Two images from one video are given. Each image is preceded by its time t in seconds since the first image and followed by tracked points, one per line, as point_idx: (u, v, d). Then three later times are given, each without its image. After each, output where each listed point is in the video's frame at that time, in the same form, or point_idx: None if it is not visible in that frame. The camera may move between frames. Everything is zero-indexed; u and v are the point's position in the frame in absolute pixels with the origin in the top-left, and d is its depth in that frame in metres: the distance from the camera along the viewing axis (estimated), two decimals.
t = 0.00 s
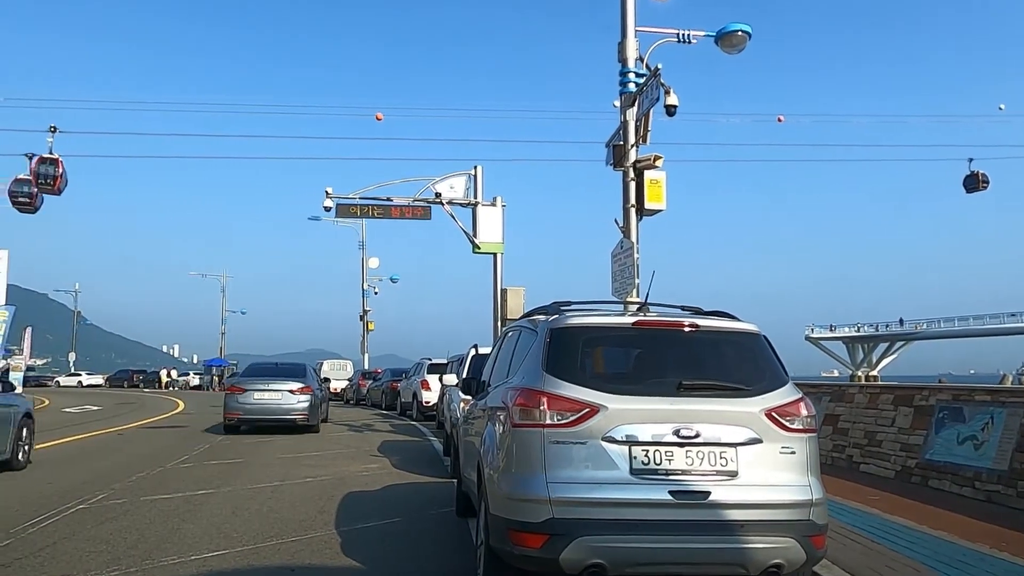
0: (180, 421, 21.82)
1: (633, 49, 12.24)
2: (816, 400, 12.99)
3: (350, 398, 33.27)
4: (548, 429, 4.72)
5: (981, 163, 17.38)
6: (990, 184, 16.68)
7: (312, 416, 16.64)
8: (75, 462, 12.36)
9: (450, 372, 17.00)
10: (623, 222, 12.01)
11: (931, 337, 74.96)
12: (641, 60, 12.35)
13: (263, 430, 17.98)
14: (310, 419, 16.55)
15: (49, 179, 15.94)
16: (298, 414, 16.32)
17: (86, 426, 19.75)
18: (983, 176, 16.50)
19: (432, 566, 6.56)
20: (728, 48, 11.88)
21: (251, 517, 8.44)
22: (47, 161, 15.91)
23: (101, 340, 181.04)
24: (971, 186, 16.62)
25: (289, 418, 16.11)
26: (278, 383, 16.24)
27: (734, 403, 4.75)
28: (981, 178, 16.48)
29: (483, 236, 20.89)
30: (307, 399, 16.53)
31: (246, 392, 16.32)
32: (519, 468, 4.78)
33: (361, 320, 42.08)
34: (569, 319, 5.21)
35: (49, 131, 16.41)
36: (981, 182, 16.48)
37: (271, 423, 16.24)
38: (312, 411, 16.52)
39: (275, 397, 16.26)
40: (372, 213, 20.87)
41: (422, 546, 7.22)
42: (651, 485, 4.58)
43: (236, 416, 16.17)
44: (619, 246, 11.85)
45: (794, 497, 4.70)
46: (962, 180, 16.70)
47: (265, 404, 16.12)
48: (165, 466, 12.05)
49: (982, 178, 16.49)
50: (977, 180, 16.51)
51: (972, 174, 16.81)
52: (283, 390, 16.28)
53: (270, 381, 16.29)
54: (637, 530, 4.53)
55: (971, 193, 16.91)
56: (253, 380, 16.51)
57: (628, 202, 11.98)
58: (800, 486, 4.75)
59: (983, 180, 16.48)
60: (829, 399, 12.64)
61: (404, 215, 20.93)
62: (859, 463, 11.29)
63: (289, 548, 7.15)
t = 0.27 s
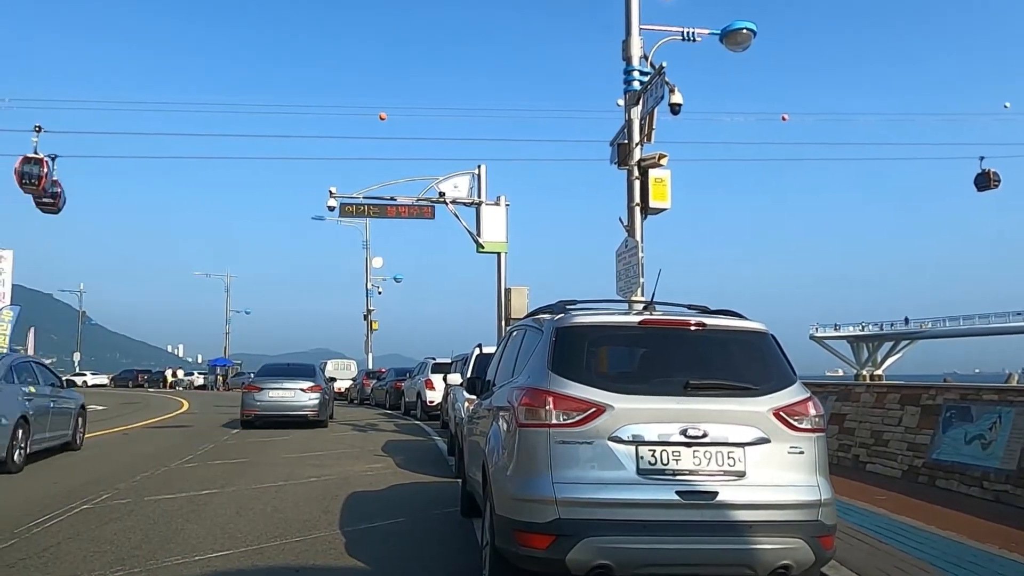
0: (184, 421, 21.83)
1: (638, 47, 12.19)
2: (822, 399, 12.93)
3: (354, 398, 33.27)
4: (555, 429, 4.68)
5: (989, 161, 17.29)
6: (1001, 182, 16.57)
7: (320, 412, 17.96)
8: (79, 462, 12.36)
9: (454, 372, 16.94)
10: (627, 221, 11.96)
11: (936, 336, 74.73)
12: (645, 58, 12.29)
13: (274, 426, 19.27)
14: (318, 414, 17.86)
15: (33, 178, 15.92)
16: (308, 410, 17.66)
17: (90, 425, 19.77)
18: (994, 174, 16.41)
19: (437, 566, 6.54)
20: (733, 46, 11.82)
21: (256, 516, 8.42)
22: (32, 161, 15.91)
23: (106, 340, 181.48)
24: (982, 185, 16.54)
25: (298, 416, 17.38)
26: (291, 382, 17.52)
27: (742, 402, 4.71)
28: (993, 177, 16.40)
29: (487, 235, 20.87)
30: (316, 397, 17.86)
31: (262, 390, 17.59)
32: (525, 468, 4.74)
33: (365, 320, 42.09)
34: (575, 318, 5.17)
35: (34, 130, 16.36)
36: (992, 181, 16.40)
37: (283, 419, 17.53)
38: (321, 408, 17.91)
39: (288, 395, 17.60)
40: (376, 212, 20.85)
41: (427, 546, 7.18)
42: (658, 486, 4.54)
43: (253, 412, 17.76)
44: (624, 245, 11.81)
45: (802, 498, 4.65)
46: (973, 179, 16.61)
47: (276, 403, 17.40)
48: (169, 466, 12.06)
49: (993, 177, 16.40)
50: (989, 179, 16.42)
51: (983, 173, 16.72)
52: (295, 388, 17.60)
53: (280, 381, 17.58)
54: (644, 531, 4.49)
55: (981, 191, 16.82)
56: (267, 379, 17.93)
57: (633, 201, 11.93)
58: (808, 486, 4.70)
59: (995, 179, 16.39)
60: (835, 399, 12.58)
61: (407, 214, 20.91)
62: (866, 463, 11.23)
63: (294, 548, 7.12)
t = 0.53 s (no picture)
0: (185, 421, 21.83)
1: (639, 46, 12.16)
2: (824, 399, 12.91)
3: (356, 397, 33.28)
4: (557, 429, 4.67)
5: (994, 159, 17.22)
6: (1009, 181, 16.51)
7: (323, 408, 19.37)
8: (80, 462, 12.35)
9: (456, 372, 16.93)
10: (629, 221, 11.93)
11: (938, 335, 74.62)
12: (647, 57, 12.27)
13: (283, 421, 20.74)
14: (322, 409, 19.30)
15: (17, 178, 15.92)
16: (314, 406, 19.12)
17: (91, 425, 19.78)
18: (1002, 173, 16.37)
19: (438, 565, 6.53)
20: (734, 44, 11.79)
21: (258, 516, 8.41)
22: (16, 161, 15.91)
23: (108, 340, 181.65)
24: (989, 184, 16.50)
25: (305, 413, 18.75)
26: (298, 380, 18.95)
27: (745, 402, 4.69)
28: (1000, 176, 16.36)
29: (489, 235, 20.86)
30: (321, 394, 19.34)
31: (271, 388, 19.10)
32: (528, 468, 4.72)
33: (367, 319, 42.09)
34: (578, 317, 5.15)
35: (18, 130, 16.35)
36: (1000, 180, 16.37)
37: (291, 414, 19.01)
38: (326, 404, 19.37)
39: (296, 392, 19.11)
40: (378, 212, 20.84)
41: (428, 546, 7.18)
42: (661, 486, 4.52)
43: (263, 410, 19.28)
44: (626, 245, 11.79)
45: (806, 498, 4.63)
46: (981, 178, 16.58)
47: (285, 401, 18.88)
48: (171, 466, 12.06)
49: (1000, 176, 16.37)
50: (996, 178, 16.39)
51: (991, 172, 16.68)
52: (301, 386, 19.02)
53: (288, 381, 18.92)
54: (647, 531, 4.47)
55: (989, 190, 16.79)
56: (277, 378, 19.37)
57: (635, 201, 11.91)
58: (812, 486, 4.68)
59: (1003, 177, 16.35)
60: (838, 398, 12.55)
61: (409, 214, 20.89)
62: (869, 462, 11.20)
63: (296, 548, 7.12)
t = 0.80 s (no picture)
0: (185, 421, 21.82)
1: (640, 46, 12.15)
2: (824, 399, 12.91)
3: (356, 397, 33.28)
4: (558, 429, 4.66)
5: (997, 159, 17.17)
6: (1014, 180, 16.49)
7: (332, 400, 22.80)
8: (81, 462, 12.35)
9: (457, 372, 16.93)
10: (630, 220, 11.93)
11: (939, 335, 74.59)
12: (647, 57, 12.26)
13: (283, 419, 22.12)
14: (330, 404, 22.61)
15: None
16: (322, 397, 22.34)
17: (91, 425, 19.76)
18: (1008, 173, 16.37)
19: (438, 566, 6.53)
20: (734, 44, 11.78)
21: (258, 516, 8.41)
22: None
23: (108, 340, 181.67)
24: (995, 183, 16.49)
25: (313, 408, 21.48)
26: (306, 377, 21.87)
27: (745, 402, 4.69)
28: (1006, 175, 16.34)
29: (489, 234, 20.86)
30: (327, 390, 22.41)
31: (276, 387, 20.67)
32: (528, 468, 4.72)
33: (367, 319, 42.09)
34: (578, 317, 5.15)
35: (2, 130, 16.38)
36: (1006, 180, 16.35)
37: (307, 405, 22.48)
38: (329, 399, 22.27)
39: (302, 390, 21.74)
40: (379, 212, 20.83)
41: (428, 546, 7.18)
42: (661, 486, 4.52)
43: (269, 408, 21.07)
44: (626, 245, 11.78)
45: (806, 498, 4.63)
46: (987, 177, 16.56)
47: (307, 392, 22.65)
48: (171, 466, 12.06)
49: (1007, 176, 16.36)
50: (1003, 178, 16.37)
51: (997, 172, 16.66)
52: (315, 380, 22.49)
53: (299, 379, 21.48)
54: (647, 531, 4.47)
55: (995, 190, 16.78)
56: (286, 378, 22.21)
57: (635, 200, 11.90)
58: (813, 486, 4.68)
59: (1009, 177, 16.34)
60: (838, 398, 12.55)
61: (409, 214, 20.88)
62: (869, 462, 11.20)
63: (296, 548, 7.11)
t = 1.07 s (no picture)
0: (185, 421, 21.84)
1: (640, 46, 12.15)
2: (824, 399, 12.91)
3: (356, 397, 33.32)
4: (558, 429, 4.66)
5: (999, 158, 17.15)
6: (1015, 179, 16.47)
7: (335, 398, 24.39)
8: (81, 462, 12.36)
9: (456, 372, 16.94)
10: (630, 221, 11.93)
11: (939, 335, 74.58)
12: (647, 57, 12.27)
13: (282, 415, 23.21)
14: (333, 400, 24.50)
15: None
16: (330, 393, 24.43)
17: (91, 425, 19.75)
18: (1014, 173, 16.36)
19: (438, 566, 6.53)
20: (734, 44, 11.78)
21: (258, 516, 8.42)
22: None
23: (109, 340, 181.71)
24: (1001, 183, 16.49)
25: (313, 407, 23.07)
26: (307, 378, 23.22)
27: (746, 402, 4.69)
28: (1012, 175, 16.34)
29: (489, 234, 20.86)
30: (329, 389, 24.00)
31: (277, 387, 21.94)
32: (528, 468, 4.72)
33: (367, 319, 42.12)
34: (578, 317, 5.15)
35: None
36: (1011, 180, 16.35)
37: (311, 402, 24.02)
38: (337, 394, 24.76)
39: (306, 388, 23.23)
40: (379, 212, 20.83)
41: (428, 546, 7.18)
42: (662, 486, 4.52)
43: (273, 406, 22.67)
44: (626, 246, 11.78)
45: (806, 498, 4.63)
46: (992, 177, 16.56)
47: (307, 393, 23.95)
48: (171, 466, 12.07)
49: (1012, 176, 16.35)
50: (1008, 178, 16.37)
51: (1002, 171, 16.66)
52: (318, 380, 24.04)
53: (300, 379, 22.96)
54: (647, 531, 4.47)
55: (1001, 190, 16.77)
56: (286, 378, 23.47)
57: (635, 201, 11.90)
58: (813, 486, 4.68)
59: (1014, 177, 16.34)
60: (838, 398, 12.55)
61: (409, 214, 20.88)
62: (869, 462, 11.20)
63: (296, 548, 7.11)
